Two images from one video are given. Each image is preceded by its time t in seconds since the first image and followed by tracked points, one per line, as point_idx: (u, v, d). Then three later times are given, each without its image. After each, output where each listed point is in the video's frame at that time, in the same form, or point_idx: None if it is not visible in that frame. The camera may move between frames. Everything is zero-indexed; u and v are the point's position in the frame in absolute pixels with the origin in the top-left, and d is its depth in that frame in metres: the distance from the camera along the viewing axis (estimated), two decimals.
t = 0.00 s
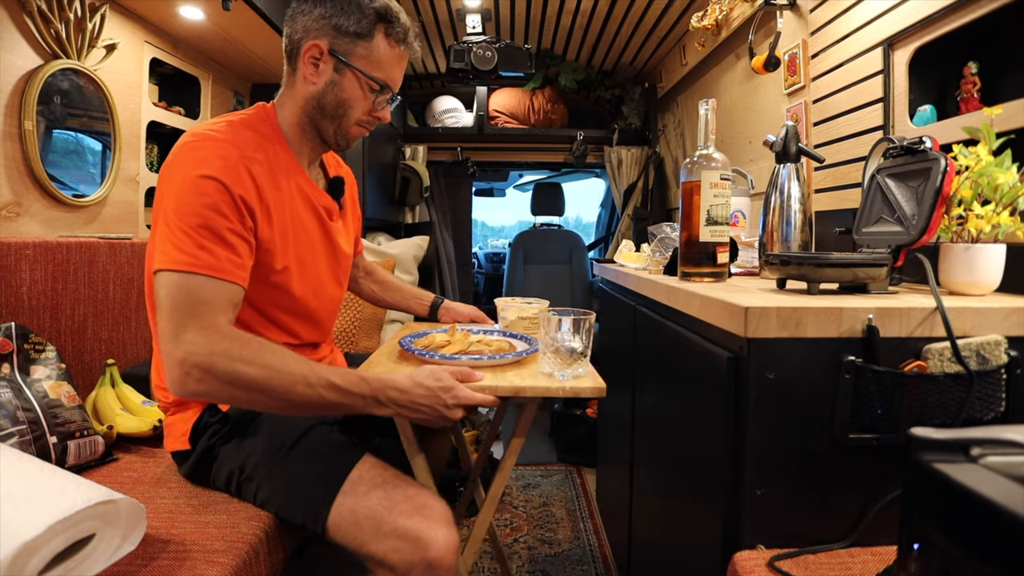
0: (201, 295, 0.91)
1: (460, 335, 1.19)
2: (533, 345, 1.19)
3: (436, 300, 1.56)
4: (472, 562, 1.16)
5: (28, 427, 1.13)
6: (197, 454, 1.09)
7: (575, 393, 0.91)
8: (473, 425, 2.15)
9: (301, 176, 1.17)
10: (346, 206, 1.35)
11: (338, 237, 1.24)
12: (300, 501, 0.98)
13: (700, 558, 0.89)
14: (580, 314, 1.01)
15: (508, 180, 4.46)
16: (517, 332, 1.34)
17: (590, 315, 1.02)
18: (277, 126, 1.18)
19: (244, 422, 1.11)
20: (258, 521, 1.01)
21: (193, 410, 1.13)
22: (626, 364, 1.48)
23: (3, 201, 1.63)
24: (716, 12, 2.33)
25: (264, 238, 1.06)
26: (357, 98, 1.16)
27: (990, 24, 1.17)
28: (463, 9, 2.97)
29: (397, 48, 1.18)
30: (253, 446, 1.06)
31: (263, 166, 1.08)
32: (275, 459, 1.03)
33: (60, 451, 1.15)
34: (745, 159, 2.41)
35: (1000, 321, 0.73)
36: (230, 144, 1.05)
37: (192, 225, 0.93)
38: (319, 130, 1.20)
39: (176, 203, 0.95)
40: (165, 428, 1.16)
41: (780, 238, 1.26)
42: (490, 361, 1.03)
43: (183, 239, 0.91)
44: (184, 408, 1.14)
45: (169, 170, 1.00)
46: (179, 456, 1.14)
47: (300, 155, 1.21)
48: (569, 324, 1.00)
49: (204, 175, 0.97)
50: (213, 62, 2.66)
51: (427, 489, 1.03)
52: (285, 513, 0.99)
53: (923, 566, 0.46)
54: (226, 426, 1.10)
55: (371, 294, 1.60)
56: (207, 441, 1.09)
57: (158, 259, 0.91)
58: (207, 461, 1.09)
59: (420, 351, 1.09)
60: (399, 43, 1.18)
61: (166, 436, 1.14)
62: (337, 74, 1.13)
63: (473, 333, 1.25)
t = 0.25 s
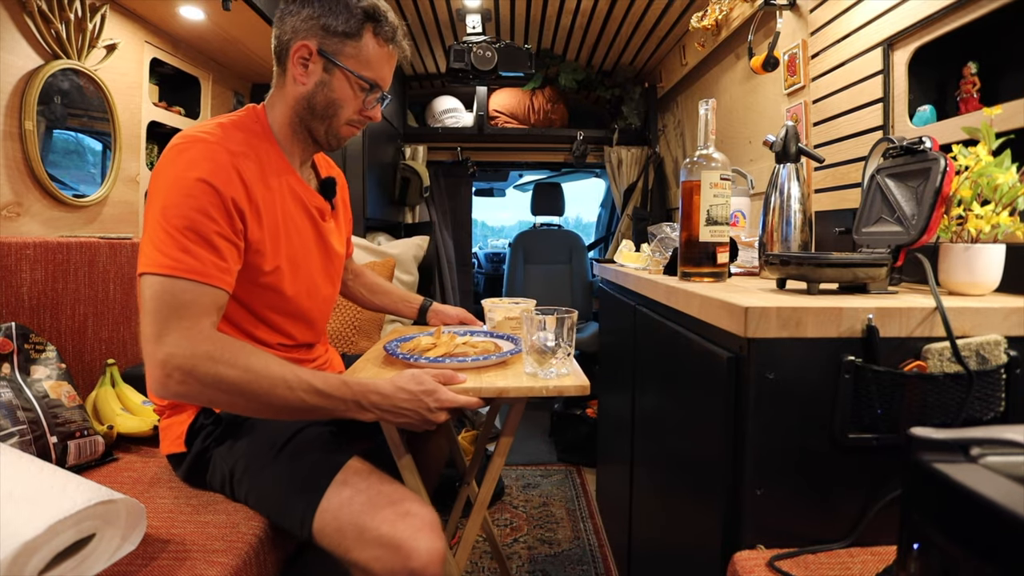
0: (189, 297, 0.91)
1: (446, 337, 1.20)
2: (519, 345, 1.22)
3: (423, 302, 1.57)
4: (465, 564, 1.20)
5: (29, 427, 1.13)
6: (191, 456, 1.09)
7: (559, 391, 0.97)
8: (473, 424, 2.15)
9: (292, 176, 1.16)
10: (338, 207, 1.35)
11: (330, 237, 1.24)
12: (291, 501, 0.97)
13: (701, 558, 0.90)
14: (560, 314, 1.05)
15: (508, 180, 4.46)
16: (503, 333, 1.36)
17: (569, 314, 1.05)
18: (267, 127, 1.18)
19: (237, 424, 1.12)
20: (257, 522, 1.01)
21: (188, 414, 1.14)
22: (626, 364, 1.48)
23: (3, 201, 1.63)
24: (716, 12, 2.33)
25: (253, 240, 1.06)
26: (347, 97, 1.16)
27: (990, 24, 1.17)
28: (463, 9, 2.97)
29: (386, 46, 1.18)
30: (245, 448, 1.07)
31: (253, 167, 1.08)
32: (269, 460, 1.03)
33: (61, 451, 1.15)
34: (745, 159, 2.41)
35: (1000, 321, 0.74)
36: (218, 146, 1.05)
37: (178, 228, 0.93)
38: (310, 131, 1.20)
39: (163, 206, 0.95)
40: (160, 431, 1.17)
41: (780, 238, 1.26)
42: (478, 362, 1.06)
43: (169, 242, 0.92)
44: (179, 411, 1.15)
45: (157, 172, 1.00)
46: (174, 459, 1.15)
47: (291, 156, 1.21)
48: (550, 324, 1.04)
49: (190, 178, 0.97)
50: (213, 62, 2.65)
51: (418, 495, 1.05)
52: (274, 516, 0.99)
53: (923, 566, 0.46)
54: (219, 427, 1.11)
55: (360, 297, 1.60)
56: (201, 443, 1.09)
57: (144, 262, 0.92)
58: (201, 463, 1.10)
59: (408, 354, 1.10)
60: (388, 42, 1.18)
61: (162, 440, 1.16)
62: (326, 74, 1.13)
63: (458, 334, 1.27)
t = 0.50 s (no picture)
0: (186, 298, 0.91)
1: (444, 339, 1.20)
2: (517, 346, 1.22)
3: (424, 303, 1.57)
4: (465, 564, 1.20)
5: (28, 427, 1.13)
6: (191, 456, 1.10)
7: (557, 393, 0.96)
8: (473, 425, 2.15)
9: (286, 177, 1.16)
10: (332, 207, 1.35)
11: (325, 238, 1.23)
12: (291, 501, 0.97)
13: (701, 557, 0.89)
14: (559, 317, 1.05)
15: (508, 180, 4.46)
16: (502, 334, 1.36)
17: (567, 316, 1.06)
18: (261, 130, 1.18)
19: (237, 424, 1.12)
20: (257, 522, 1.01)
21: (188, 415, 1.14)
22: (626, 364, 1.48)
23: (3, 201, 1.63)
24: (716, 12, 2.33)
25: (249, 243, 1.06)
26: (341, 97, 1.16)
27: (990, 24, 1.17)
28: (463, 9, 2.97)
29: (377, 46, 1.18)
30: (246, 447, 1.07)
31: (246, 169, 1.08)
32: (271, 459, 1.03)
33: (60, 451, 1.15)
34: (745, 159, 2.41)
35: (1000, 321, 0.73)
36: (211, 149, 1.04)
37: (171, 231, 0.93)
38: (305, 132, 1.20)
39: (157, 210, 0.95)
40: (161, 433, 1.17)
41: (780, 238, 1.26)
42: (475, 364, 1.06)
43: (163, 246, 0.91)
44: (179, 412, 1.16)
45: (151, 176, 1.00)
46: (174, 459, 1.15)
47: (285, 158, 1.21)
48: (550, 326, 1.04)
49: (184, 181, 0.97)
50: (213, 62, 2.65)
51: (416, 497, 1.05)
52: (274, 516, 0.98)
53: (923, 566, 0.46)
54: (219, 427, 1.11)
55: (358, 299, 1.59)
56: (201, 442, 1.09)
57: (138, 267, 0.92)
58: (202, 463, 1.10)
59: (404, 355, 1.10)
60: (379, 41, 1.18)
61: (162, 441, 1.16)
62: (319, 74, 1.13)
63: (456, 336, 1.27)
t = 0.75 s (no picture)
0: (187, 298, 0.91)
1: (442, 339, 1.21)
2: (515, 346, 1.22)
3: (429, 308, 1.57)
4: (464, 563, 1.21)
5: (29, 427, 1.13)
6: (204, 451, 1.11)
7: (553, 393, 0.97)
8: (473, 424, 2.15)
9: (296, 181, 1.16)
10: (339, 212, 1.36)
11: (331, 242, 1.23)
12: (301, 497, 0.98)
13: (700, 557, 0.89)
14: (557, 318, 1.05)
15: (508, 180, 4.46)
16: (501, 334, 1.36)
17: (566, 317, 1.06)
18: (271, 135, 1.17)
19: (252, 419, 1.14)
20: (258, 522, 1.01)
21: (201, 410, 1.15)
22: (626, 363, 1.48)
23: (3, 201, 1.63)
24: (716, 12, 2.33)
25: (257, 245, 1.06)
26: (352, 104, 1.16)
27: (990, 24, 1.17)
28: (462, 9, 2.97)
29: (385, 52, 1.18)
30: (259, 442, 1.08)
31: (258, 173, 1.08)
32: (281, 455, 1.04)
33: (61, 451, 1.15)
34: (745, 159, 2.41)
35: (1000, 321, 0.73)
36: (224, 151, 1.05)
37: (180, 230, 0.93)
38: (315, 138, 1.20)
39: (167, 209, 0.95)
40: (170, 430, 1.18)
41: (780, 238, 1.26)
42: (472, 365, 1.06)
43: (172, 244, 0.92)
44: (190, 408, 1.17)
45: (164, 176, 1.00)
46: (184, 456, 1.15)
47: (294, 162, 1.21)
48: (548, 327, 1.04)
49: (195, 180, 0.97)
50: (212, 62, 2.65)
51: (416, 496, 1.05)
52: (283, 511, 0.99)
53: (923, 566, 0.46)
54: (233, 422, 1.13)
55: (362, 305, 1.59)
56: (214, 438, 1.10)
57: (147, 265, 0.92)
58: (214, 458, 1.11)
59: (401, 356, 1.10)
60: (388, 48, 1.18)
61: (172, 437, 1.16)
62: (330, 82, 1.13)
63: (454, 336, 1.27)
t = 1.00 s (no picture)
0: (222, 245, 0.97)
1: (438, 341, 1.21)
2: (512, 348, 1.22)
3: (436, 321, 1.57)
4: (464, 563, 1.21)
5: (28, 427, 1.13)
6: (211, 443, 1.11)
7: (548, 396, 0.96)
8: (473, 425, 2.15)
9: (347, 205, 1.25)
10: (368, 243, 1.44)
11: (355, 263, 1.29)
12: (301, 493, 0.98)
13: (700, 557, 0.90)
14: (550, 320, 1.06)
15: (508, 180, 4.46)
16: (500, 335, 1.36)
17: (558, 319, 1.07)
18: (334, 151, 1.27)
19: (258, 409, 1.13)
20: (258, 522, 1.01)
21: (211, 399, 1.16)
22: (626, 364, 1.48)
23: (3, 201, 1.63)
24: (716, 12, 2.34)
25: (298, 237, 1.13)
26: (410, 147, 1.30)
27: (990, 24, 1.17)
28: (462, 9, 2.97)
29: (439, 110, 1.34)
30: (264, 434, 1.08)
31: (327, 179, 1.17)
32: (284, 451, 1.04)
33: (61, 451, 1.15)
34: (745, 159, 2.42)
35: (1000, 321, 0.73)
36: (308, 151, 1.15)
37: (243, 190, 1.01)
38: (369, 167, 1.31)
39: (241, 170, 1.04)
40: (178, 421, 1.19)
41: (780, 238, 1.26)
42: (467, 368, 1.06)
43: (235, 199, 1.00)
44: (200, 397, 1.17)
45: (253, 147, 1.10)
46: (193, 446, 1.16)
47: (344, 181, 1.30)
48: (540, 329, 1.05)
49: (277, 162, 1.06)
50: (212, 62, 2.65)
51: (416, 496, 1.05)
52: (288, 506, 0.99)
53: (923, 566, 0.46)
54: (239, 412, 1.12)
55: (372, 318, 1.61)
56: (221, 429, 1.11)
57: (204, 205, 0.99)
58: (220, 449, 1.12)
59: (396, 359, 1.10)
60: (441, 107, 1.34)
61: (181, 428, 1.17)
62: (399, 125, 1.26)
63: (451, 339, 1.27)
